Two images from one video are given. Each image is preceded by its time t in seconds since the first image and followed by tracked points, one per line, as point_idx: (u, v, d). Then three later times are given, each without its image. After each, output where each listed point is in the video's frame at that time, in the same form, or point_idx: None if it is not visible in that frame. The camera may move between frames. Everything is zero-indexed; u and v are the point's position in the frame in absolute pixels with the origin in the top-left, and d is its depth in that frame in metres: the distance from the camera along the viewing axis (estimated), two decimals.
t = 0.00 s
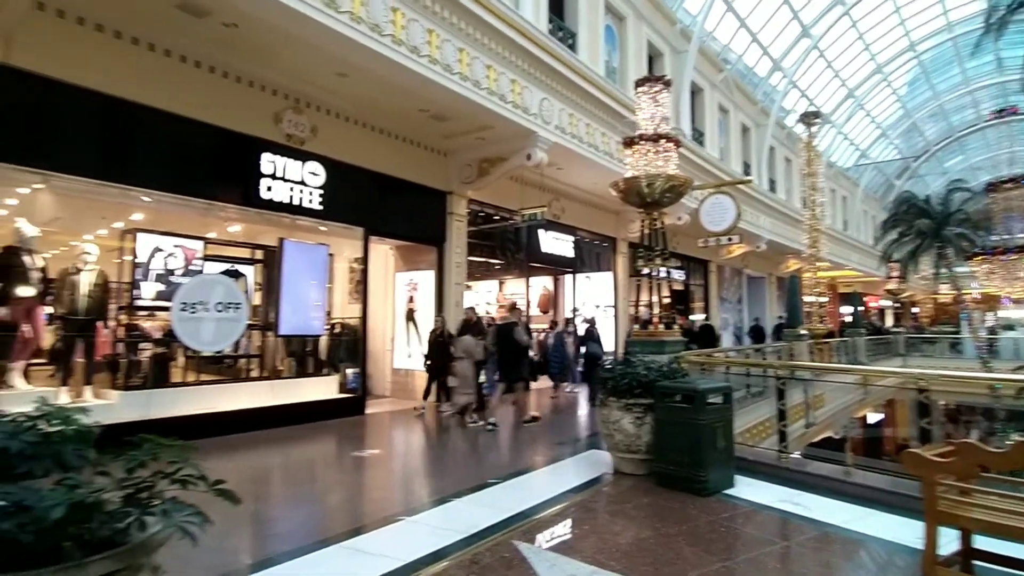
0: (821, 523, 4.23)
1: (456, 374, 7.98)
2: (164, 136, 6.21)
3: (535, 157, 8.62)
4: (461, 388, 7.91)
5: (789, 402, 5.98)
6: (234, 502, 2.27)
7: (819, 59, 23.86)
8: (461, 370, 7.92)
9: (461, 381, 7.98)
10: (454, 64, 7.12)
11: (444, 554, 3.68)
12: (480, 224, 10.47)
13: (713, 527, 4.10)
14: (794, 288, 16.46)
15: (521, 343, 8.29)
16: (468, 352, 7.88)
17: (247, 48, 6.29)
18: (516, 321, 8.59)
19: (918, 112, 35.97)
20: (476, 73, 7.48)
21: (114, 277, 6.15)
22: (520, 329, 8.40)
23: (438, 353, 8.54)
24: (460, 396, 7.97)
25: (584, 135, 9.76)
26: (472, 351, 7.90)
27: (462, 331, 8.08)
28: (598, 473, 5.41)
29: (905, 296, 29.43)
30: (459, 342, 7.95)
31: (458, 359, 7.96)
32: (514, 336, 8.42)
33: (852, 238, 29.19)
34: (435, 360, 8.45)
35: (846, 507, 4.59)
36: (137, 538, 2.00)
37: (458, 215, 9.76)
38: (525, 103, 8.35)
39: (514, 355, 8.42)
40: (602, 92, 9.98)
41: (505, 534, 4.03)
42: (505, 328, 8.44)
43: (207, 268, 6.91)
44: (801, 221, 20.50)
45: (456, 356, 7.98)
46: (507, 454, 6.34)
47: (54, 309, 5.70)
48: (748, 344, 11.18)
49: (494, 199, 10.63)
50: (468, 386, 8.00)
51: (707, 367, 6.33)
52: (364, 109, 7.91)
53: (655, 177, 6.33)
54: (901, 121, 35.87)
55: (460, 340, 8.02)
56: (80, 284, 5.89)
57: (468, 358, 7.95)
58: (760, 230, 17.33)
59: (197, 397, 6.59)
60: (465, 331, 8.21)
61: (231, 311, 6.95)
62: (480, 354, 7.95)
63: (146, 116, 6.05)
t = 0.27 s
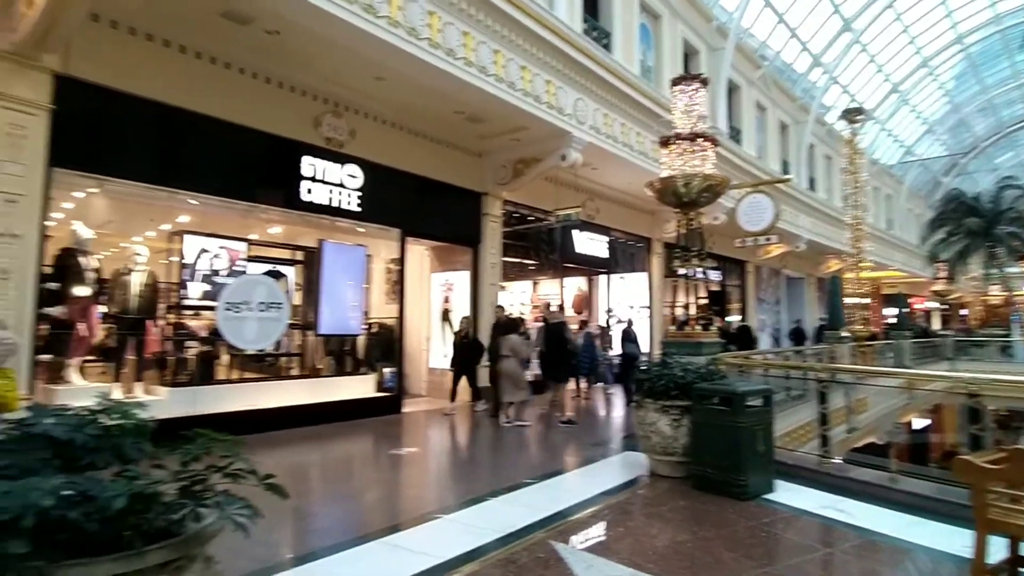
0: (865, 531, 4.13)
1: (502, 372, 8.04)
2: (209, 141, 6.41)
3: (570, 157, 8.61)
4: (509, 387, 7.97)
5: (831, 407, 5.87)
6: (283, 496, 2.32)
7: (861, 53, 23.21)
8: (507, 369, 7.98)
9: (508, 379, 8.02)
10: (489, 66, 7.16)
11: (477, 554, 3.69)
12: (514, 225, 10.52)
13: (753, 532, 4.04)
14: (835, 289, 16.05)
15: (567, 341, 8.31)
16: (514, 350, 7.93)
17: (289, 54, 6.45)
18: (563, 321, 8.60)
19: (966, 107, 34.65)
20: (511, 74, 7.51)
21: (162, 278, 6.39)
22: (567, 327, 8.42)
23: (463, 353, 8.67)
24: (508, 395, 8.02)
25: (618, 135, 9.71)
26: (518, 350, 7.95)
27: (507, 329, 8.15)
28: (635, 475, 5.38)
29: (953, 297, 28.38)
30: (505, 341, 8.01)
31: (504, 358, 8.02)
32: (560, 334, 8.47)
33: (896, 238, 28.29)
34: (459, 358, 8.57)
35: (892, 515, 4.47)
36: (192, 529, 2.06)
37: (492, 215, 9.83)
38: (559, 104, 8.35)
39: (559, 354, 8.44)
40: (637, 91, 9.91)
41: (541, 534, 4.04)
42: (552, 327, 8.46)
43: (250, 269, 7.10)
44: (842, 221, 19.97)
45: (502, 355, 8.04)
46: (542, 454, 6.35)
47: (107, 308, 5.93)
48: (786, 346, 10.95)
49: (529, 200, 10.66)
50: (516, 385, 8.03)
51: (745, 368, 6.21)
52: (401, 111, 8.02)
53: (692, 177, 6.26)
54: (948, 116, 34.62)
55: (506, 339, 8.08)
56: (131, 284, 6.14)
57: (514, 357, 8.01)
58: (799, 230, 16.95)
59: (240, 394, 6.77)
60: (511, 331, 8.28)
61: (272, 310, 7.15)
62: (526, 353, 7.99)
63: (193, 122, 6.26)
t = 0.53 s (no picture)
0: (916, 539, 4.00)
1: (552, 374, 8.03)
2: (255, 145, 6.61)
3: (607, 157, 8.56)
4: (558, 388, 7.93)
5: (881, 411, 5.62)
6: (331, 491, 2.38)
7: (909, 46, 22.40)
8: (556, 370, 7.98)
9: (558, 380, 8.00)
10: (526, 67, 7.19)
11: (514, 554, 3.69)
12: (551, 225, 10.53)
13: (798, 539, 3.95)
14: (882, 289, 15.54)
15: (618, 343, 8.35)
16: (563, 352, 7.92)
17: (331, 60, 6.59)
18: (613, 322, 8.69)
19: None
20: (548, 75, 7.52)
21: (211, 278, 6.65)
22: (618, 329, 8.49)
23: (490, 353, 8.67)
24: (557, 395, 7.96)
25: (656, 134, 9.60)
26: (568, 351, 7.98)
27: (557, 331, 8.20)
28: (675, 477, 5.31)
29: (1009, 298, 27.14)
30: (555, 342, 8.05)
31: (553, 359, 8.01)
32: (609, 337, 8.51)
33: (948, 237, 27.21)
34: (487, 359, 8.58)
35: (946, 524, 4.31)
36: (245, 521, 2.12)
37: (529, 216, 9.86)
38: (597, 104, 8.31)
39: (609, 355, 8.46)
40: (676, 90, 9.78)
41: (580, 535, 4.03)
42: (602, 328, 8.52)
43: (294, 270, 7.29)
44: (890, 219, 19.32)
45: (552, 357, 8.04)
46: (580, 455, 6.33)
47: (160, 306, 6.19)
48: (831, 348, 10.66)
49: (566, 200, 10.65)
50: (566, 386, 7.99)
51: (787, 371, 6.06)
52: (439, 114, 8.11)
53: (733, 175, 6.15)
54: (1004, 109, 33.11)
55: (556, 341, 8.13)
56: (183, 284, 6.40)
57: (564, 358, 8.03)
58: (844, 229, 16.48)
59: (284, 391, 6.94)
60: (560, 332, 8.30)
61: (315, 310, 7.34)
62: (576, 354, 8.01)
63: (240, 127, 6.46)
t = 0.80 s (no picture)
0: (957, 547, 3.89)
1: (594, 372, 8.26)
2: (288, 148, 6.74)
3: (635, 156, 8.50)
4: (599, 386, 8.19)
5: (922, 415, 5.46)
6: (367, 488, 2.40)
7: (949, 40, 21.74)
8: (598, 369, 8.20)
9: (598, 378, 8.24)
10: (555, 67, 7.18)
11: (544, 554, 3.69)
12: (579, 225, 10.50)
13: (834, 544, 3.87)
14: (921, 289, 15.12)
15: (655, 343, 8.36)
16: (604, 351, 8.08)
17: (362, 63, 6.68)
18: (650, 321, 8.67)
19: None
20: (577, 74, 7.50)
21: (247, 278, 6.74)
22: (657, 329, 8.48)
23: (512, 350, 8.55)
24: (598, 393, 8.28)
25: (686, 133, 9.51)
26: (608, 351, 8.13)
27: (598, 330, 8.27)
28: (706, 480, 5.25)
29: None
30: (595, 341, 8.17)
31: (595, 358, 8.23)
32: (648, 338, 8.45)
33: (991, 236, 26.31)
34: (509, 360, 8.47)
35: (990, 532, 4.18)
36: (283, 515, 2.15)
37: (558, 216, 9.85)
38: (625, 103, 8.26)
39: (647, 354, 8.45)
40: (706, 88, 9.66)
41: (611, 537, 4.01)
42: (640, 328, 8.52)
43: (326, 270, 7.42)
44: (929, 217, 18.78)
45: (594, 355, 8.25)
46: (609, 456, 6.31)
47: (198, 306, 6.29)
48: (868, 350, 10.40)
49: (594, 200, 10.62)
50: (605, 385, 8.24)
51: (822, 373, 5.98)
52: (468, 115, 8.17)
53: (765, 174, 6.04)
54: None
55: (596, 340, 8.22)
56: (220, 283, 6.51)
57: (604, 358, 8.21)
58: (880, 228, 16.08)
59: (317, 389, 7.06)
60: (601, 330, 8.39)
61: (347, 309, 7.42)
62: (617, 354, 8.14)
63: (274, 131, 6.60)
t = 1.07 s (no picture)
0: (1013, 558, 3.73)
1: (640, 370, 8.30)
2: (327, 150, 6.87)
3: (671, 155, 8.40)
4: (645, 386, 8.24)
5: (973, 420, 5.25)
6: (408, 485, 2.43)
7: (1000, 29, 20.88)
8: (643, 368, 8.23)
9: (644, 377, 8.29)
10: (589, 66, 7.15)
11: (580, 555, 3.69)
12: (613, 225, 10.43)
13: (881, 553, 3.76)
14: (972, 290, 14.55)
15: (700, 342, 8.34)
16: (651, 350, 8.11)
17: (399, 66, 6.77)
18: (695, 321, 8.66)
19: None
20: (611, 73, 7.46)
21: (288, 278, 6.89)
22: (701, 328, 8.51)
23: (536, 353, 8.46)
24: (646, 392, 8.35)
25: (723, 130, 9.36)
26: (654, 351, 8.14)
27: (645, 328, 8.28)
28: (745, 483, 5.16)
29: None
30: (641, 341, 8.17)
31: (640, 357, 8.23)
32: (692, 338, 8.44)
33: None
34: (533, 362, 8.37)
35: None
36: (326, 510, 2.19)
37: (592, 215, 9.81)
38: (660, 101, 8.17)
39: (692, 353, 8.42)
40: (743, 84, 9.49)
41: (648, 539, 3.97)
42: (684, 328, 8.53)
43: (364, 270, 7.54)
44: (979, 215, 18.08)
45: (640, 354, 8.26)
46: (645, 457, 6.26)
47: (242, 305, 6.46)
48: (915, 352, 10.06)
49: (629, 200, 10.55)
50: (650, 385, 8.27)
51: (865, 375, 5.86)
52: (503, 116, 8.20)
53: (806, 171, 5.91)
54: None
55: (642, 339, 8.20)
56: (262, 284, 6.68)
57: (650, 357, 8.20)
58: (927, 226, 15.55)
59: (355, 388, 7.19)
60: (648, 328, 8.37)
61: (384, 309, 7.58)
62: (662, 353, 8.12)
63: (313, 134, 6.74)
